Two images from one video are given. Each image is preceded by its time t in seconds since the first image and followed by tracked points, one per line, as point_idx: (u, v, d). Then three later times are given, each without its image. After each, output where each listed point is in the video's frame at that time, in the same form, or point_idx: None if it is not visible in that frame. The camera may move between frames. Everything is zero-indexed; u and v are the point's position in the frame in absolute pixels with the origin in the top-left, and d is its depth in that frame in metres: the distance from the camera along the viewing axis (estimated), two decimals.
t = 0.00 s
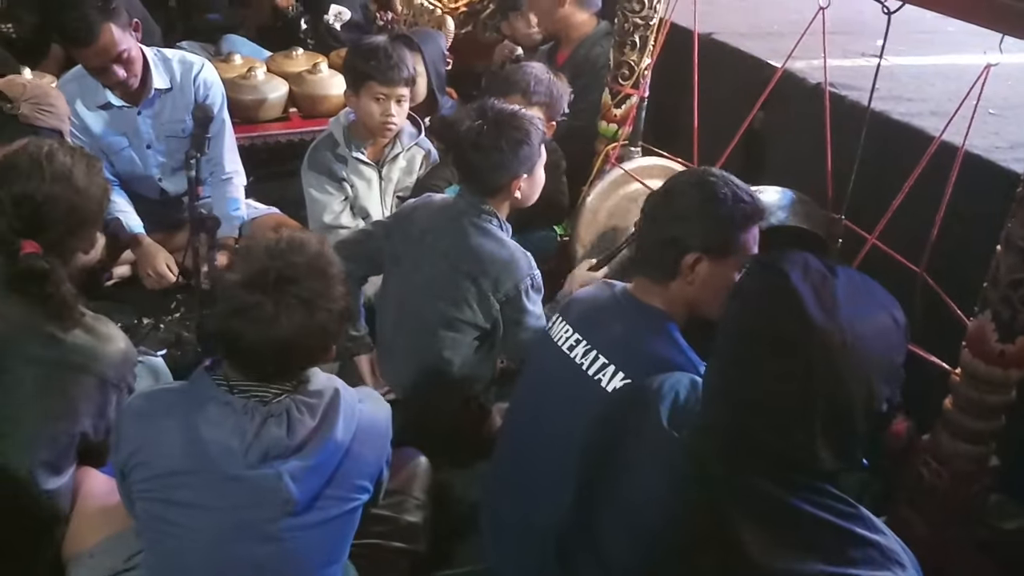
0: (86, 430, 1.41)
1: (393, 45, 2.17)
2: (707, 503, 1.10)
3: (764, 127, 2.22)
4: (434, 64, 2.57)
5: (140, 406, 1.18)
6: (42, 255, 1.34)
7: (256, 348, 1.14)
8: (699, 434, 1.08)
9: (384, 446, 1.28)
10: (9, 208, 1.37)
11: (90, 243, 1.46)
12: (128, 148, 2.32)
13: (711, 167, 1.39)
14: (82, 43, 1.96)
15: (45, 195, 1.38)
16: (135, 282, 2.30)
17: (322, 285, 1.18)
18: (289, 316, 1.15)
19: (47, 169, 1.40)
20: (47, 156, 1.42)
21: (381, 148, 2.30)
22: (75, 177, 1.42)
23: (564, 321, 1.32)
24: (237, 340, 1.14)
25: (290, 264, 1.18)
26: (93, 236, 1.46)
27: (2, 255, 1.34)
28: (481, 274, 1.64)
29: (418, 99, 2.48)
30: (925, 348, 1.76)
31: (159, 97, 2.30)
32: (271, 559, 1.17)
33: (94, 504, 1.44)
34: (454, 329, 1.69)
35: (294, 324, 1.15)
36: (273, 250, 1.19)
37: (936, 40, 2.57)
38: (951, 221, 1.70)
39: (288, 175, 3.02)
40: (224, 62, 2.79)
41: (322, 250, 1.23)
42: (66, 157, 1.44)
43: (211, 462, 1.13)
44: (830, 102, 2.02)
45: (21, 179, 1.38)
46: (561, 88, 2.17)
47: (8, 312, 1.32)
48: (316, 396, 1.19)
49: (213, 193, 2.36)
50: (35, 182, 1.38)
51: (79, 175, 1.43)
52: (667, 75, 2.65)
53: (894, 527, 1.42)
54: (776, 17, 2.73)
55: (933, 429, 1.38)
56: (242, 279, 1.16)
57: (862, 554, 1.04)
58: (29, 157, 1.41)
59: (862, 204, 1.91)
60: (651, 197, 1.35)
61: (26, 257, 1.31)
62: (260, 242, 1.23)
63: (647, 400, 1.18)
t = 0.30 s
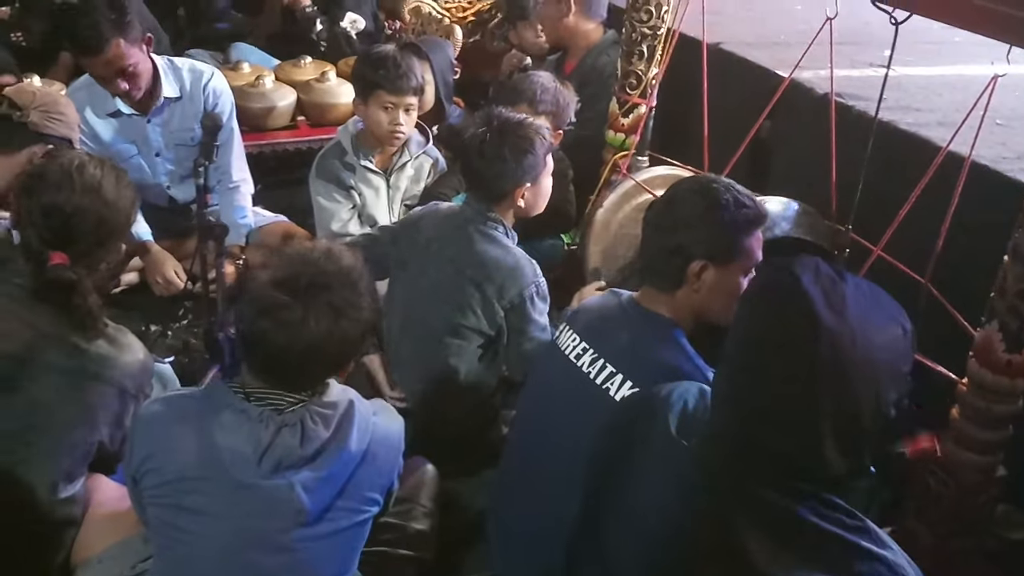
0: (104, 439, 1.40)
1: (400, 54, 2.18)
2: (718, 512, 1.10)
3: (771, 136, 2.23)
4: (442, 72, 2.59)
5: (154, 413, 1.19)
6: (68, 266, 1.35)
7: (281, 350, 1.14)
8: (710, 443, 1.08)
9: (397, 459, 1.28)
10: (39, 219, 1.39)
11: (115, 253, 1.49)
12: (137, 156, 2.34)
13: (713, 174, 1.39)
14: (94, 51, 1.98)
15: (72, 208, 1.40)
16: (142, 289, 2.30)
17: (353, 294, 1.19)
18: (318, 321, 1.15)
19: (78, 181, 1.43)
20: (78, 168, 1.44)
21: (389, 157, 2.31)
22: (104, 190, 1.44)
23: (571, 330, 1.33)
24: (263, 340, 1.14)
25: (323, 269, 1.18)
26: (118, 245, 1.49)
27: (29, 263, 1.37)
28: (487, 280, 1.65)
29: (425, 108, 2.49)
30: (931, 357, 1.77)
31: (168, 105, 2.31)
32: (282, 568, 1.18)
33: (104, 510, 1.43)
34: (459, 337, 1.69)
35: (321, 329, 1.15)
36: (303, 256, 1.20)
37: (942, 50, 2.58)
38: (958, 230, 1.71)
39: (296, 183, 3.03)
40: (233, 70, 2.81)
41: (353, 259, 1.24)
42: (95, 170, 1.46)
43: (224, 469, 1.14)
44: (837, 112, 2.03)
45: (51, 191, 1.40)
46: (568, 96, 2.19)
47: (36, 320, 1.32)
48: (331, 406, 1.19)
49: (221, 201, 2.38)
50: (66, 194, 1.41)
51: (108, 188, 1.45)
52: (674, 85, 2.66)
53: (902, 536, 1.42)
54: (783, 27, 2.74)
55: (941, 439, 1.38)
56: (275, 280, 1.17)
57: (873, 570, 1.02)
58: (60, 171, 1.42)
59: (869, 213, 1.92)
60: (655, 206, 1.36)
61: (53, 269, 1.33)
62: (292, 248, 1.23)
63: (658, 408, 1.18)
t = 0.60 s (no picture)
0: (116, 445, 1.40)
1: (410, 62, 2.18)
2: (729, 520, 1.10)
3: (780, 144, 2.24)
4: (452, 81, 2.60)
5: (168, 419, 1.20)
6: (81, 271, 1.36)
7: (300, 354, 1.13)
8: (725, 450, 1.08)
9: (408, 467, 1.29)
10: (52, 224, 1.40)
11: (126, 260, 1.50)
12: (150, 164, 2.35)
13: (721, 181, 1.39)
14: (110, 58, 2.00)
15: (87, 213, 1.41)
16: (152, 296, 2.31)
17: (373, 300, 1.18)
18: (339, 325, 1.15)
19: (92, 187, 1.44)
20: (91, 175, 1.45)
21: (399, 165, 2.31)
22: (117, 196, 1.45)
23: (580, 337, 1.34)
24: (284, 342, 1.14)
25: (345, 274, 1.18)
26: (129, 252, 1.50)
27: (43, 268, 1.35)
28: (496, 285, 1.66)
29: (435, 116, 2.50)
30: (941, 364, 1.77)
31: (182, 113, 2.33)
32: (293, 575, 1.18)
33: (115, 514, 1.45)
34: (469, 343, 1.70)
35: (342, 334, 1.15)
36: (325, 263, 1.20)
37: (952, 58, 2.57)
38: (967, 237, 1.71)
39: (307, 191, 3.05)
40: (244, 79, 2.83)
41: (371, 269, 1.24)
42: (110, 176, 1.47)
43: (238, 475, 1.14)
44: (847, 119, 2.03)
45: (66, 197, 1.41)
46: (577, 103, 2.19)
47: (48, 324, 1.33)
48: (347, 414, 1.20)
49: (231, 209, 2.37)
50: (79, 200, 1.41)
51: (122, 195, 1.46)
52: (683, 92, 2.67)
53: (911, 544, 1.42)
54: (793, 34, 2.74)
55: (949, 446, 1.38)
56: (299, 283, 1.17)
57: None
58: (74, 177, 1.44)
59: (879, 220, 1.92)
60: (664, 214, 1.36)
61: (66, 273, 1.33)
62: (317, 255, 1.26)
63: (669, 416, 1.18)
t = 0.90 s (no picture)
0: (110, 445, 1.41)
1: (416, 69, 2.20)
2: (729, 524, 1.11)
3: (783, 150, 2.25)
4: (456, 88, 2.61)
5: (173, 422, 1.20)
6: (66, 271, 1.36)
7: (309, 351, 1.14)
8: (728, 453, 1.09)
9: (410, 471, 1.29)
10: (36, 223, 1.40)
11: (111, 259, 1.48)
12: (157, 169, 2.36)
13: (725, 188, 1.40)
14: (124, 63, 2.02)
15: (71, 212, 1.40)
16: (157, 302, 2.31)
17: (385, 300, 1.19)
18: (349, 323, 1.16)
19: (74, 184, 1.42)
20: (74, 172, 1.44)
21: (403, 170, 2.32)
22: (99, 194, 1.43)
23: (583, 341, 1.34)
24: (293, 339, 1.15)
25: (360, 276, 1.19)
26: (114, 250, 1.48)
27: (28, 269, 1.36)
28: (501, 291, 1.67)
29: (439, 123, 2.51)
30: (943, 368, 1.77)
31: (191, 119, 2.34)
32: None
33: (120, 520, 1.44)
34: (476, 349, 1.70)
35: (353, 331, 1.15)
36: (339, 263, 1.21)
37: (954, 64, 2.58)
38: (969, 242, 1.71)
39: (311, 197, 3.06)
40: (249, 85, 2.85)
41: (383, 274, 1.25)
42: (92, 174, 1.45)
43: (242, 477, 1.15)
44: (849, 125, 2.04)
45: (47, 195, 1.40)
46: (581, 109, 2.21)
47: (37, 325, 1.32)
48: (350, 418, 1.20)
49: (237, 215, 2.39)
50: (61, 198, 1.40)
51: (104, 192, 1.44)
52: (685, 99, 2.68)
53: (913, 548, 1.43)
54: (795, 41, 2.75)
55: (951, 450, 1.38)
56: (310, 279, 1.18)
57: None
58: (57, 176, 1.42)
59: (881, 225, 1.92)
60: (670, 221, 1.36)
61: (51, 272, 1.33)
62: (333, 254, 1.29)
63: (670, 421, 1.19)
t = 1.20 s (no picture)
0: (93, 444, 1.41)
1: (417, 71, 2.20)
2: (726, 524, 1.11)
3: (783, 151, 2.25)
4: (458, 90, 2.63)
5: (173, 423, 1.21)
6: (31, 272, 1.34)
7: (312, 343, 1.19)
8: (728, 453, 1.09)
9: (409, 472, 1.30)
10: None
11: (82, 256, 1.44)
12: (162, 172, 2.36)
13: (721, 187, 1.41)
14: (138, 65, 2.03)
15: (30, 212, 1.36)
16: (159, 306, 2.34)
17: (389, 284, 1.25)
18: (354, 298, 1.21)
19: (34, 182, 1.39)
20: (32, 170, 1.40)
21: (404, 172, 2.33)
22: (60, 191, 1.40)
23: (583, 343, 1.35)
24: (301, 314, 1.21)
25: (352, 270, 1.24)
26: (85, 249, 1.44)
27: None
28: (503, 294, 1.67)
29: (441, 125, 2.52)
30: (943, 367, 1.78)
31: (198, 123, 2.33)
32: None
33: (124, 518, 1.43)
34: (479, 352, 1.71)
35: (357, 307, 1.21)
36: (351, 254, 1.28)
37: (954, 65, 2.59)
38: (968, 242, 1.72)
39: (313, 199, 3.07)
40: (251, 88, 2.86)
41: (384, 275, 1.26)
42: (52, 171, 1.42)
43: (242, 477, 1.16)
44: (849, 126, 2.04)
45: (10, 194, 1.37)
46: (582, 112, 2.22)
47: (12, 329, 1.31)
48: (348, 417, 1.22)
49: (239, 218, 2.39)
50: (21, 197, 1.37)
51: (64, 188, 1.40)
52: (686, 101, 2.69)
53: (913, 547, 1.43)
54: (795, 42, 2.76)
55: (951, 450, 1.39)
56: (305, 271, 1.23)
57: None
58: (29, 173, 1.40)
59: (880, 226, 1.93)
60: (666, 219, 1.37)
61: (15, 275, 1.32)
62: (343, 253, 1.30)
63: (668, 420, 1.20)
